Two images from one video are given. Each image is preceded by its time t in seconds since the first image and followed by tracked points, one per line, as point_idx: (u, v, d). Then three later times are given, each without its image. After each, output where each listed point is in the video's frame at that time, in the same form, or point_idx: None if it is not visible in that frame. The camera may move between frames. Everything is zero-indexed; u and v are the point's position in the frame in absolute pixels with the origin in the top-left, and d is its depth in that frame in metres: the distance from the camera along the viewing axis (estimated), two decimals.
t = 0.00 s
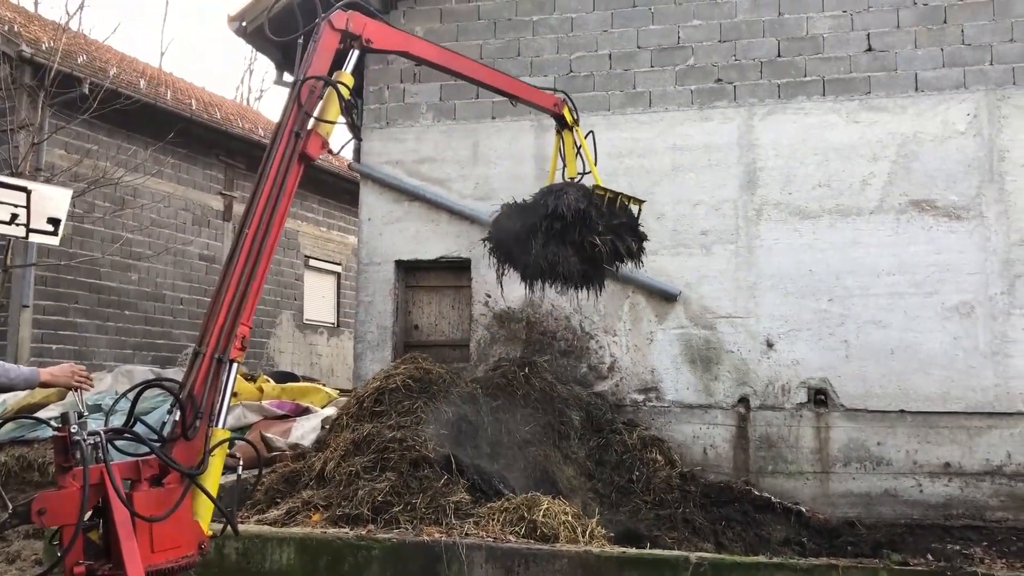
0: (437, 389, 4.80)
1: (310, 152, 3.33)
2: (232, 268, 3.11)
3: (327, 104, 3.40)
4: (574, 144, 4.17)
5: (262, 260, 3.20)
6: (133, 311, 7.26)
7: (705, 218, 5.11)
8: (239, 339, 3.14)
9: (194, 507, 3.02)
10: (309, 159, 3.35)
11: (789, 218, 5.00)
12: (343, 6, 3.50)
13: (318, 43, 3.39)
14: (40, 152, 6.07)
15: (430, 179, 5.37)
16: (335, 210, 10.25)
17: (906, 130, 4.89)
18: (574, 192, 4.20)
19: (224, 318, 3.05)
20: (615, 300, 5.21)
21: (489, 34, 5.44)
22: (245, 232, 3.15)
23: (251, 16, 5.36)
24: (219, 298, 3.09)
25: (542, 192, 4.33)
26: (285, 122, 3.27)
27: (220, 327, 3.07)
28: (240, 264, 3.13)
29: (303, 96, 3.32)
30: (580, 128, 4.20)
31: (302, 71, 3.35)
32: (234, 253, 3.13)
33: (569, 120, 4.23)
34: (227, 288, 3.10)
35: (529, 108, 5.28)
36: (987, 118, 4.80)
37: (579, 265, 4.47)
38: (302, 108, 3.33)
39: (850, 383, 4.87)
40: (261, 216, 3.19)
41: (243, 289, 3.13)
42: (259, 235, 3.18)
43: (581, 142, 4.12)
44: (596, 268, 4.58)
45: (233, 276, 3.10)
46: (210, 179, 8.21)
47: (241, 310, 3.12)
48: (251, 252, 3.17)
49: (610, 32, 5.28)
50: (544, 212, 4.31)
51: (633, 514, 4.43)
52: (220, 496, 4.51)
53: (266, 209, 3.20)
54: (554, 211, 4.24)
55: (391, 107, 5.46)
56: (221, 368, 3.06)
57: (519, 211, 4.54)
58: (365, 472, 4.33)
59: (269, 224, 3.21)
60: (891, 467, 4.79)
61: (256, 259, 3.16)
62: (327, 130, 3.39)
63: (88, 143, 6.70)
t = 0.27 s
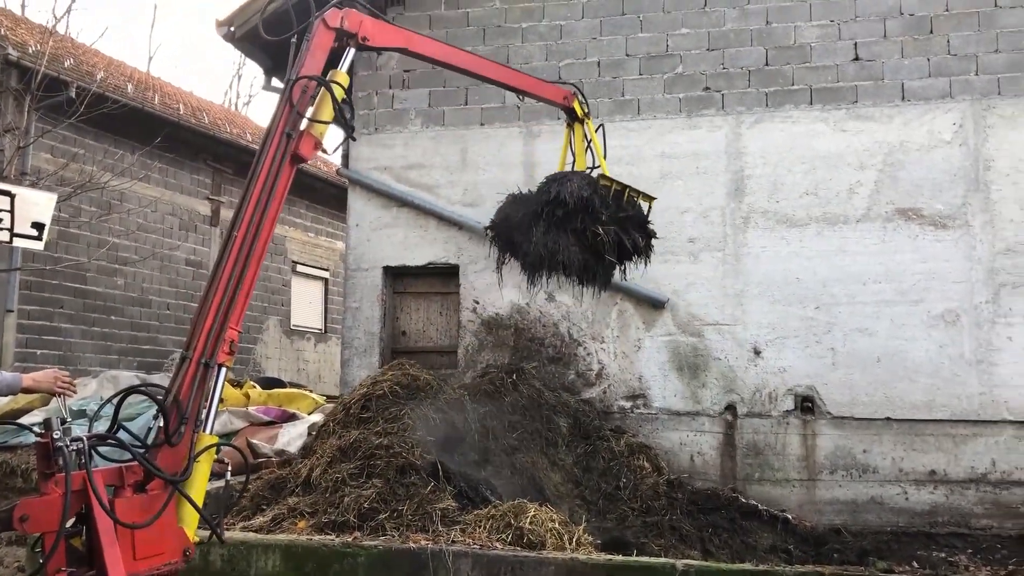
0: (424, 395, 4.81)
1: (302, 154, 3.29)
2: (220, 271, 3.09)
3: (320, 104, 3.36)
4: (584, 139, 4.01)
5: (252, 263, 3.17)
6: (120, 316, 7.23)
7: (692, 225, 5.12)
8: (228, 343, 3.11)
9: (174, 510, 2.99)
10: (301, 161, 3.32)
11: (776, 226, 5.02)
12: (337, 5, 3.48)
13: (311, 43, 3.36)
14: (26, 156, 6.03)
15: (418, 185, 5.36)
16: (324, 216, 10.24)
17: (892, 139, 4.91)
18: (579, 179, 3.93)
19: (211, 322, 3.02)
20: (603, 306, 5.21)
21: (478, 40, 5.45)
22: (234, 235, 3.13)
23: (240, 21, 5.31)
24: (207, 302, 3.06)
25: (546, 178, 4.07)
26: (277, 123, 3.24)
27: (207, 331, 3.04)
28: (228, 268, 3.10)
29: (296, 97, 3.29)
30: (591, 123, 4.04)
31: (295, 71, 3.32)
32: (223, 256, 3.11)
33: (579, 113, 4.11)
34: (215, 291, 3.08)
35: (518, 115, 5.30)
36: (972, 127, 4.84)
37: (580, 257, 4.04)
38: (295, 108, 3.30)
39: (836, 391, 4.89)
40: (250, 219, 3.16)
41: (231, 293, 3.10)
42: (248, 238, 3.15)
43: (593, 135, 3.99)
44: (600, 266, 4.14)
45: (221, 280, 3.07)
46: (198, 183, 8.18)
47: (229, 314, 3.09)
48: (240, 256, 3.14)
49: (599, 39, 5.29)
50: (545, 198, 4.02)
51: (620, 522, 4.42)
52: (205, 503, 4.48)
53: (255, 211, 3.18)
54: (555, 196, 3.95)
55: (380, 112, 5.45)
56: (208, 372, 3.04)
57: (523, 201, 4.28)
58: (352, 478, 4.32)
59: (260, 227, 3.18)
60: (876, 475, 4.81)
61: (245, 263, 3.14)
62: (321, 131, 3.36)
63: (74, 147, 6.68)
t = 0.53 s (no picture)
0: (404, 402, 4.79)
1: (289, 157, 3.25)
2: (203, 277, 3.06)
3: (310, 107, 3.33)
4: (595, 135, 3.99)
5: (236, 268, 3.14)
6: (98, 322, 7.19)
7: (673, 233, 5.14)
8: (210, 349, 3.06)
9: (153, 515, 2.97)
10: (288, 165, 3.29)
11: (756, 233, 5.04)
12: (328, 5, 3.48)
13: (301, 44, 3.33)
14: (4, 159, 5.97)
15: (400, 191, 5.36)
16: (305, 222, 10.24)
17: (870, 149, 4.96)
18: (582, 171, 3.89)
19: (192, 328, 2.99)
20: (584, 314, 5.21)
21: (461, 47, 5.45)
22: (218, 239, 3.10)
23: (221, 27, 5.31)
24: (189, 307, 3.03)
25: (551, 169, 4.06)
26: (264, 125, 3.20)
27: (188, 336, 3.01)
28: (211, 273, 3.08)
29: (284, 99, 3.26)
30: (603, 120, 4.02)
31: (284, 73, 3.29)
32: (207, 261, 3.08)
33: (590, 111, 4.10)
34: (198, 297, 3.05)
35: (501, 122, 5.32)
36: (949, 138, 4.89)
37: (580, 251, 4.07)
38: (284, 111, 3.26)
39: (815, 399, 4.92)
40: (235, 223, 3.14)
41: (213, 298, 3.07)
42: (232, 242, 3.12)
43: (604, 133, 4.00)
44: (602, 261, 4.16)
45: (204, 285, 3.04)
46: (179, 189, 8.14)
47: (212, 319, 3.05)
48: (223, 261, 3.11)
49: (581, 47, 5.30)
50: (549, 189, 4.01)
51: (600, 529, 4.42)
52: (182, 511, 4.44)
53: (240, 216, 3.15)
54: (557, 187, 3.93)
55: (362, 118, 5.44)
56: (189, 379, 3.00)
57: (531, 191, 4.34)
58: (331, 486, 4.29)
59: (244, 231, 3.15)
60: (855, 482, 4.83)
61: (228, 268, 3.10)
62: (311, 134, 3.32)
63: (53, 151, 6.66)
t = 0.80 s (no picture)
0: (374, 408, 4.79)
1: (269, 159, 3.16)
2: (175, 281, 2.99)
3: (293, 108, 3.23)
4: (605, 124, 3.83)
5: (210, 273, 3.06)
6: (65, 326, 7.16)
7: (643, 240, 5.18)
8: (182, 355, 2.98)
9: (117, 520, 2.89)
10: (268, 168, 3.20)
11: (725, 240, 5.09)
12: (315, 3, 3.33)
13: (285, 42, 3.22)
14: None
15: (372, 196, 5.36)
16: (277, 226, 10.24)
17: (837, 157, 5.02)
18: (586, 159, 3.81)
19: (163, 334, 2.91)
20: (556, 319, 5.22)
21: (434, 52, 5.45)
22: (192, 243, 3.02)
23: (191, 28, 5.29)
24: (160, 313, 2.95)
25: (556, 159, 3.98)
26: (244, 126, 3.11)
27: (159, 343, 2.93)
28: (184, 277, 3.00)
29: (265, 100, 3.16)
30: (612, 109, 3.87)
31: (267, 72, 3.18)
32: (180, 265, 3.01)
33: (601, 99, 3.92)
34: (170, 302, 2.97)
35: (473, 127, 5.35)
36: (916, 147, 4.96)
37: (585, 243, 3.96)
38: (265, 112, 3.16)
39: (783, 404, 4.96)
40: (210, 227, 3.05)
41: (186, 304, 2.99)
42: (207, 246, 3.04)
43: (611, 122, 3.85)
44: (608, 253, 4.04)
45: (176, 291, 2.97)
46: (149, 192, 8.08)
47: (184, 325, 2.98)
48: (197, 265, 3.02)
49: (554, 54, 5.32)
50: (553, 180, 3.94)
51: (570, 534, 4.43)
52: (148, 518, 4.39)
53: (215, 219, 3.06)
54: (561, 177, 3.87)
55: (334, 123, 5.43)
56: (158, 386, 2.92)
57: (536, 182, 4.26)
58: (299, 491, 4.27)
59: (220, 236, 3.07)
60: (822, 487, 4.88)
61: (202, 273, 3.03)
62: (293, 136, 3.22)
63: (20, 153, 6.63)
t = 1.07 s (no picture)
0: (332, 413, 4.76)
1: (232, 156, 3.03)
2: (132, 282, 2.85)
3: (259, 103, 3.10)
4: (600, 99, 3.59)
5: (169, 273, 2.92)
6: (18, 330, 7.13)
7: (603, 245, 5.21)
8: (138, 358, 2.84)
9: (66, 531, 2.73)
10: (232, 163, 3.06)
11: (685, 246, 5.14)
12: None
13: (250, 34, 3.08)
14: None
15: (332, 200, 5.34)
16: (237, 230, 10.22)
17: (794, 165, 5.09)
18: (585, 143, 3.66)
19: (118, 336, 2.77)
20: (518, 324, 5.23)
21: (396, 56, 5.44)
22: (150, 242, 2.88)
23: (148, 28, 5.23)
24: (116, 314, 2.81)
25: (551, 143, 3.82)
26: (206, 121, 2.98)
27: (113, 346, 2.79)
28: (141, 278, 2.86)
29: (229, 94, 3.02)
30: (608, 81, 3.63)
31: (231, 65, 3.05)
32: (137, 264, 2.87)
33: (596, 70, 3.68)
34: (125, 302, 2.83)
35: (435, 132, 5.36)
36: (870, 155, 5.05)
37: (588, 229, 3.86)
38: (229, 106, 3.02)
39: (741, 409, 5.02)
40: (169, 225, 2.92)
41: (142, 306, 2.85)
42: (165, 245, 2.90)
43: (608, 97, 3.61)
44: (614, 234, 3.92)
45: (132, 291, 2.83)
46: (104, 194, 8.16)
47: (139, 328, 2.84)
48: (155, 265, 2.88)
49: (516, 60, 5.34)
50: (551, 167, 3.79)
51: (529, 538, 4.43)
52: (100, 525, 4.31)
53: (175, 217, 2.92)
54: (558, 165, 3.72)
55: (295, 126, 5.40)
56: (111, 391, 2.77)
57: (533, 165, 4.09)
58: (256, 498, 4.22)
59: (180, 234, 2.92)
60: (778, 491, 4.94)
61: (160, 273, 2.88)
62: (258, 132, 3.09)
63: None
